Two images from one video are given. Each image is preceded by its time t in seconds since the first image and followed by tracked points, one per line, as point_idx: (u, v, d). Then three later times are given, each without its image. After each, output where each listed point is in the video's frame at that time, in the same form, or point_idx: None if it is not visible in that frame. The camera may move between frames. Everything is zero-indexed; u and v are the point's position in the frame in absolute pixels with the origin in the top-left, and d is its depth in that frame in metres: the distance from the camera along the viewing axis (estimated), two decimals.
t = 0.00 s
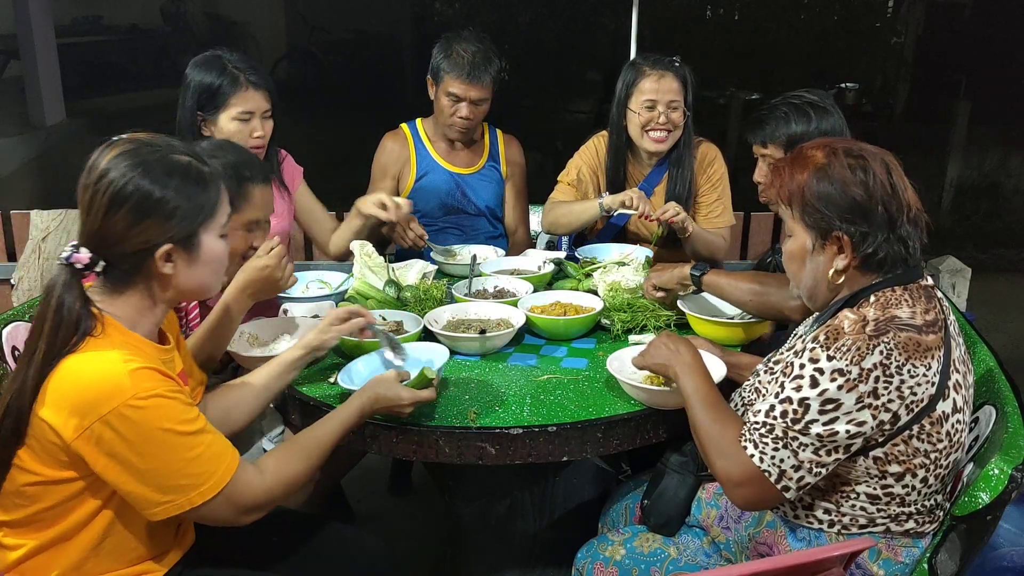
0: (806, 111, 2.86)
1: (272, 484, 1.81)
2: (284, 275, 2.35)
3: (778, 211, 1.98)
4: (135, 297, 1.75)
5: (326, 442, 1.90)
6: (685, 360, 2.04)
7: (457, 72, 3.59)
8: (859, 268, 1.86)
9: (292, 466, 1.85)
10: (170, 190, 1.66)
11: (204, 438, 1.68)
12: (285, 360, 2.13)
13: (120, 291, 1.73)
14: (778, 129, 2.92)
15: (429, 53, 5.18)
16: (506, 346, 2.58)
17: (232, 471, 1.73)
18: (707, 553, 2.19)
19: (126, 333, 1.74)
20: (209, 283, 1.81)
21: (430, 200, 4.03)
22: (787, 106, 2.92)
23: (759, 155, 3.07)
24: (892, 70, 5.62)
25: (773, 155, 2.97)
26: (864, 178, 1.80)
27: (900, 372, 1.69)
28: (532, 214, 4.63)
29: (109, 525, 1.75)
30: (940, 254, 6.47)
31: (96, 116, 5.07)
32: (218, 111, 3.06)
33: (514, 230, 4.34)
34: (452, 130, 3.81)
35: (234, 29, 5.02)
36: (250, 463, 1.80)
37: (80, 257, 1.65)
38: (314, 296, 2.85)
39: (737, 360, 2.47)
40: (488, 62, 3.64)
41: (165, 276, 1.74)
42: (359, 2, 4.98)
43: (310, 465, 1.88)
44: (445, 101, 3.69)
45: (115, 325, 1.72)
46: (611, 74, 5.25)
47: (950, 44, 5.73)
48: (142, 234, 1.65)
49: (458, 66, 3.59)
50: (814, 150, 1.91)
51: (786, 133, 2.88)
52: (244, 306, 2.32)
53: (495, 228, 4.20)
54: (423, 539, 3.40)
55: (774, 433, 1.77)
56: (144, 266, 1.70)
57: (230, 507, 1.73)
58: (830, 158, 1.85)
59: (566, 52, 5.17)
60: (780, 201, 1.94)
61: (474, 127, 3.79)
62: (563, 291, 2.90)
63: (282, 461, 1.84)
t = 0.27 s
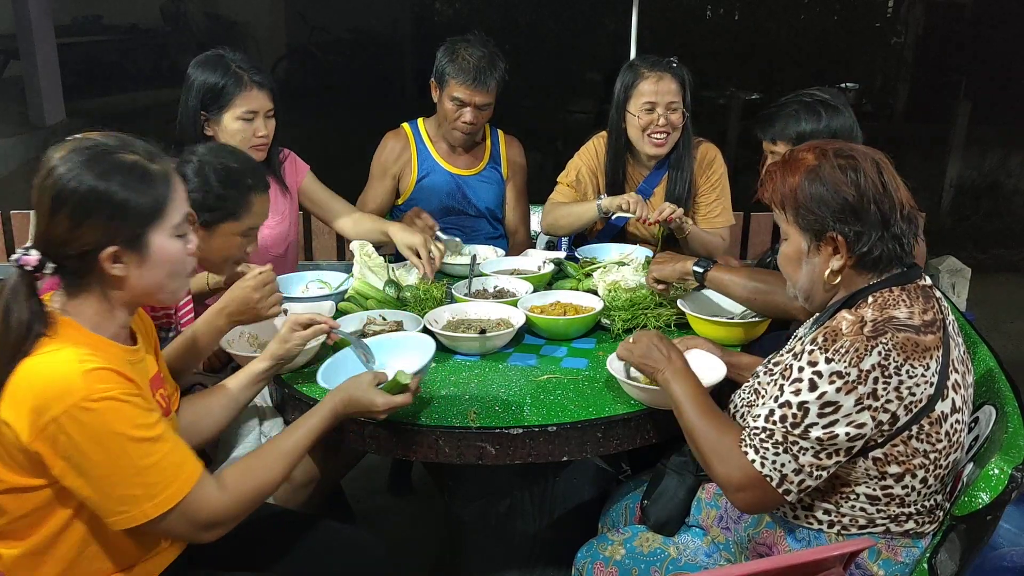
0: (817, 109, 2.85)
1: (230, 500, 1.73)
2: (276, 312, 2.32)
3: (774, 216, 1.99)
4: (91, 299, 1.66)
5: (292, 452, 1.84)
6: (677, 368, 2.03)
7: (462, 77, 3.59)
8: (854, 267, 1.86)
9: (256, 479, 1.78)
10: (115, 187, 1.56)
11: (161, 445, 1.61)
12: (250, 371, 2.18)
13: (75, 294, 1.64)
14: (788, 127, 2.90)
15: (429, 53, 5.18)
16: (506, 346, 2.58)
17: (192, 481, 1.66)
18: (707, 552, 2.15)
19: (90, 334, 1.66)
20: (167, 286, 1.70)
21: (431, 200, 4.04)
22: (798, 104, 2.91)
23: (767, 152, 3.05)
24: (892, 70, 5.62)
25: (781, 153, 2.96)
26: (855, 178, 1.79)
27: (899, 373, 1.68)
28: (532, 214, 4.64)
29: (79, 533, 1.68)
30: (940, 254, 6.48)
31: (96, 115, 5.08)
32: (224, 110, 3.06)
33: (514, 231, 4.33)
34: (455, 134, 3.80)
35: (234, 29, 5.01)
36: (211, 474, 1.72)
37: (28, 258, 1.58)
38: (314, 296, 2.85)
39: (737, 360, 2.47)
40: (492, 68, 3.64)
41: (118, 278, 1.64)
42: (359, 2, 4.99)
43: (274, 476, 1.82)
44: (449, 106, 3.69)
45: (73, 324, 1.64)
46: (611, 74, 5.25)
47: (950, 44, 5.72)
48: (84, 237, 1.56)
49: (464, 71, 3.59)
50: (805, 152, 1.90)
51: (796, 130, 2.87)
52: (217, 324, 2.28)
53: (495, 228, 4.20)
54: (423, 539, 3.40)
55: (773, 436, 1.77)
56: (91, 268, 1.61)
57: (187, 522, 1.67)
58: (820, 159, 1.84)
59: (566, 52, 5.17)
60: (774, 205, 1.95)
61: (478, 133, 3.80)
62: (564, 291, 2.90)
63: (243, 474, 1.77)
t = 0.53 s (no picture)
0: (826, 106, 2.84)
1: (166, 526, 1.67)
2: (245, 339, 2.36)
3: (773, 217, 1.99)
4: (50, 299, 1.66)
5: (235, 481, 1.77)
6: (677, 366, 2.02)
7: (466, 78, 3.58)
8: (854, 268, 1.86)
9: (196, 505, 1.72)
10: (71, 189, 1.56)
11: (101, 457, 1.59)
12: (234, 382, 2.18)
13: (34, 294, 1.66)
14: (796, 123, 2.90)
15: (429, 53, 5.17)
16: (506, 346, 2.58)
17: (129, 499, 1.62)
18: (707, 553, 2.15)
19: (44, 331, 1.64)
20: (122, 291, 1.69)
21: (431, 200, 4.04)
22: (808, 101, 2.91)
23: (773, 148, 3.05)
24: (892, 70, 5.61)
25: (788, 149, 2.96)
26: (855, 179, 1.79)
27: (899, 374, 1.68)
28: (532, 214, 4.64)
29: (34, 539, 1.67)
30: (940, 253, 6.48)
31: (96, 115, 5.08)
32: (225, 110, 3.05)
33: (514, 232, 4.34)
34: (457, 134, 3.81)
35: (234, 29, 5.01)
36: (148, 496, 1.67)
37: None
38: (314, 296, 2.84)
39: (737, 360, 2.47)
40: (496, 67, 3.64)
41: (70, 280, 1.64)
42: (359, 2, 4.98)
43: (216, 503, 1.76)
44: (453, 107, 3.69)
45: (30, 323, 1.64)
46: (611, 74, 5.25)
47: (950, 43, 5.72)
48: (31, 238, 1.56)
49: (468, 72, 3.58)
50: (805, 152, 1.90)
51: (804, 127, 2.86)
52: (187, 337, 2.31)
53: (495, 228, 4.20)
54: (423, 539, 3.40)
55: (773, 441, 1.78)
56: (42, 267, 1.61)
57: (119, 544, 1.63)
58: (819, 160, 1.84)
59: (567, 51, 5.16)
60: (774, 206, 1.95)
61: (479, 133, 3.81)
62: (564, 291, 2.90)
63: (181, 500, 1.71)
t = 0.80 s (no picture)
0: (829, 107, 2.84)
1: (131, 544, 1.69)
2: (225, 354, 2.40)
3: (777, 211, 1.99)
4: (36, 300, 1.68)
5: (205, 500, 1.79)
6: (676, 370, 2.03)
7: (468, 77, 3.58)
8: (853, 269, 1.87)
9: (163, 524, 1.73)
10: (60, 191, 1.56)
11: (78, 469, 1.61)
12: (220, 379, 2.23)
13: (20, 293, 1.68)
14: (798, 123, 2.90)
15: (429, 53, 5.18)
16: (506, 346, 2.58)
17: (105, 513, 1.65)
18: (707, 553, 2.16)
19: (26, 335, 1.65)
20: (104, 298, 1.69)
21: (432, 200, 4.03)
22: (811, 100, 2.91)
23: (776, 146, 3.05)
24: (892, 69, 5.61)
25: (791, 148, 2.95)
26: (861, 179, 1.79)
27: (898, 373, 1.68)
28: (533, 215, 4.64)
29: (11, 543, 1.67)
30: (940, 254, 6.49)
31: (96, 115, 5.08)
32: (225, 112, 3.05)
33: (514, 233, 4.35)
34: (457, 134, 3.81)
35: (234, 29, 5.01)
36: (119, 511, 1.69)
37: None
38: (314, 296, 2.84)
39: (737, 360, 2.47)
40: (498, 67, 3.65)
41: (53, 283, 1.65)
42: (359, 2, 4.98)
43: (184, 522, 1.76)
44: (453, 105, 3.69)
45: (13, 326, 1.66)
46: (611, 74, 5.25)
47: (950, 43, 5.72)
48: (14, 237, 1.56)
49: (468, 72, 3.58)
50: (812, 149, 1.90)
51: (806, 127, 2.87)
52: (171, 344, 2.39)
53: (495, 228, 4.20)
54: (423, 539, 3.40)
55: (773, 441, 1.77)
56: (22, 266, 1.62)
57: (84, 559, 1.65)
58: (829, 158, 1.84)
59: (566, 51, 5.16)
60: (778, 199, 1.94)
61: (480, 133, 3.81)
62: (563, 291, 2.90)
63: (150, 518, 1.72)
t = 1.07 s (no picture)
0: (831, 105, 2.84)
1: (129, 546, 1.69)
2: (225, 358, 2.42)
3: (780, 206, 1.98)
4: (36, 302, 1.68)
5: (200, 501, 1.79)
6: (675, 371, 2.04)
7: (467, 76, 3.58)
8: (854, 269, 1.87)
9: (160, 526, 1.73)
10: (58, 196, 1.56)
11: (80, 472, 1.61)
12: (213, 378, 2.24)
13: (19, 296, 1.69)
14: (801, 121, 2.89)
15: (429, 53, 5.18)
16: (506, 346, 2.58)
17: (104, 516, 1.65)
18: (707, 553, 2.17)
19: (27, 336, 1.65)
20: (105, 300, 1.70)
21: (432, 200, 4.03)
22: (814, 100, 2.91)
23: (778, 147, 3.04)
24: (893, 69, 5.61)
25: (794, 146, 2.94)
26: (869, 180, 1.78)
27: (894, 370, 1.68)
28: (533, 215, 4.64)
29: (10, 544, 1.67)
30: (940, 254, 6.49)
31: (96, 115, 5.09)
32: (225, 112, 3.06)
33: (514, 233, 4.35)
34: (458, 134, 3.81)
35: (234, 29, 5.02)
36: (119, 513, 1.69)
37: None
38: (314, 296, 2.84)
39: (737, 361, 2.47)
40: (498, 68, 3.65)
41: (55, 286, 1.65)
42: (359, 2, 4.99)
43: (180, 524, 1.76)
44: (453, 105, 3.68)
45: (15, 328, 1.66)
46: (611, 74, 5.25)
47: (950, 43, 5.72)
48: (11, 241, 1.56)
49: (468, 71, 3.59)
50: (822, 146, 1.88)
51: (809, 126, 2.86)
52: (169, 348, 2.38)
53: (495, 228, 4.20)
54: (424, 539, 3.40)
55: (768, 437, 1.78)
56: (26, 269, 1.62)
57: (85, 562, 1.65)
58: (838, 156, 1.83)
59: (566, 51, 5.16)
60: (783, 193, 1.93)
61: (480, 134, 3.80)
62: (563, 291, 2.90)
63: (146, 520, 1.72)
